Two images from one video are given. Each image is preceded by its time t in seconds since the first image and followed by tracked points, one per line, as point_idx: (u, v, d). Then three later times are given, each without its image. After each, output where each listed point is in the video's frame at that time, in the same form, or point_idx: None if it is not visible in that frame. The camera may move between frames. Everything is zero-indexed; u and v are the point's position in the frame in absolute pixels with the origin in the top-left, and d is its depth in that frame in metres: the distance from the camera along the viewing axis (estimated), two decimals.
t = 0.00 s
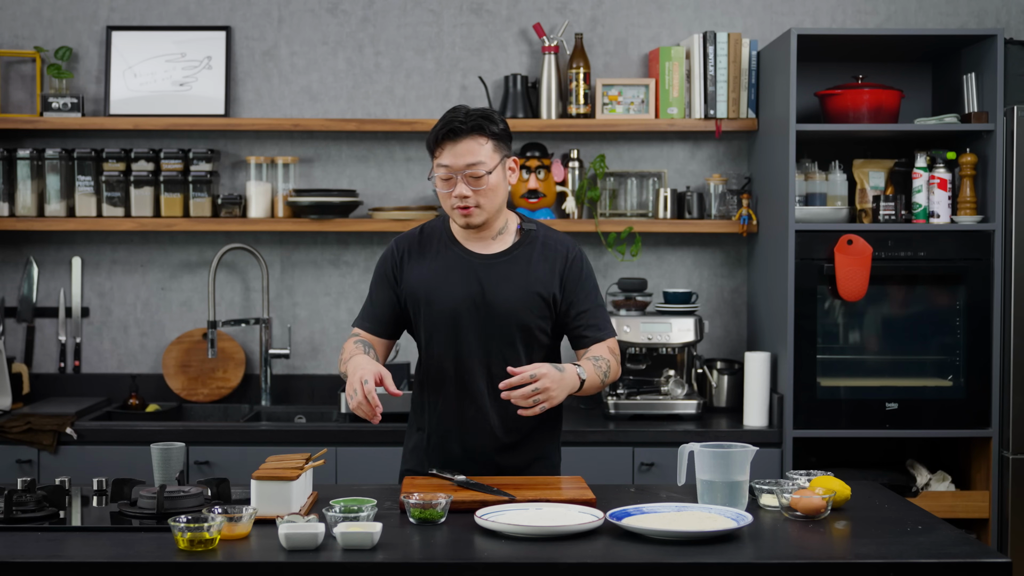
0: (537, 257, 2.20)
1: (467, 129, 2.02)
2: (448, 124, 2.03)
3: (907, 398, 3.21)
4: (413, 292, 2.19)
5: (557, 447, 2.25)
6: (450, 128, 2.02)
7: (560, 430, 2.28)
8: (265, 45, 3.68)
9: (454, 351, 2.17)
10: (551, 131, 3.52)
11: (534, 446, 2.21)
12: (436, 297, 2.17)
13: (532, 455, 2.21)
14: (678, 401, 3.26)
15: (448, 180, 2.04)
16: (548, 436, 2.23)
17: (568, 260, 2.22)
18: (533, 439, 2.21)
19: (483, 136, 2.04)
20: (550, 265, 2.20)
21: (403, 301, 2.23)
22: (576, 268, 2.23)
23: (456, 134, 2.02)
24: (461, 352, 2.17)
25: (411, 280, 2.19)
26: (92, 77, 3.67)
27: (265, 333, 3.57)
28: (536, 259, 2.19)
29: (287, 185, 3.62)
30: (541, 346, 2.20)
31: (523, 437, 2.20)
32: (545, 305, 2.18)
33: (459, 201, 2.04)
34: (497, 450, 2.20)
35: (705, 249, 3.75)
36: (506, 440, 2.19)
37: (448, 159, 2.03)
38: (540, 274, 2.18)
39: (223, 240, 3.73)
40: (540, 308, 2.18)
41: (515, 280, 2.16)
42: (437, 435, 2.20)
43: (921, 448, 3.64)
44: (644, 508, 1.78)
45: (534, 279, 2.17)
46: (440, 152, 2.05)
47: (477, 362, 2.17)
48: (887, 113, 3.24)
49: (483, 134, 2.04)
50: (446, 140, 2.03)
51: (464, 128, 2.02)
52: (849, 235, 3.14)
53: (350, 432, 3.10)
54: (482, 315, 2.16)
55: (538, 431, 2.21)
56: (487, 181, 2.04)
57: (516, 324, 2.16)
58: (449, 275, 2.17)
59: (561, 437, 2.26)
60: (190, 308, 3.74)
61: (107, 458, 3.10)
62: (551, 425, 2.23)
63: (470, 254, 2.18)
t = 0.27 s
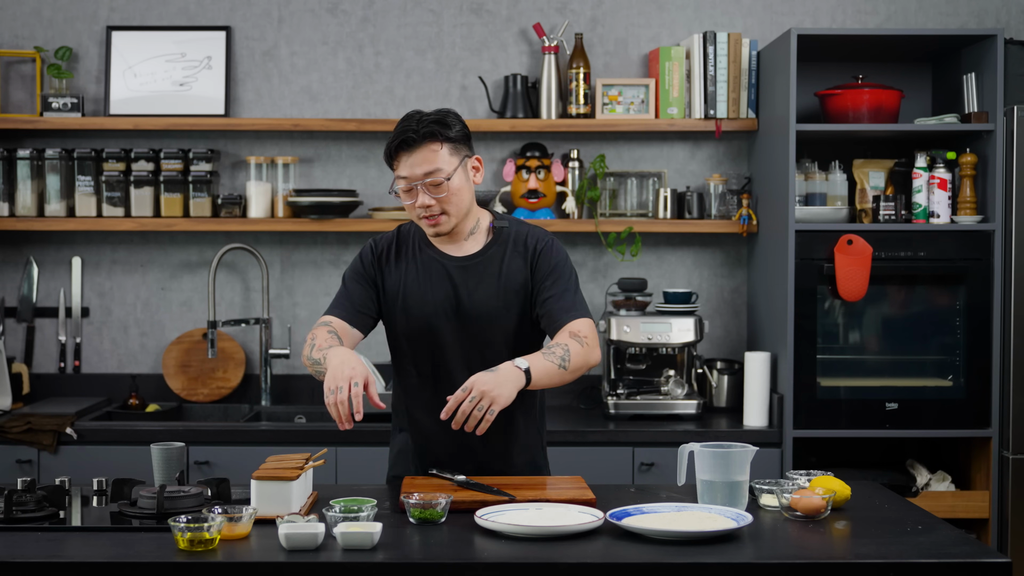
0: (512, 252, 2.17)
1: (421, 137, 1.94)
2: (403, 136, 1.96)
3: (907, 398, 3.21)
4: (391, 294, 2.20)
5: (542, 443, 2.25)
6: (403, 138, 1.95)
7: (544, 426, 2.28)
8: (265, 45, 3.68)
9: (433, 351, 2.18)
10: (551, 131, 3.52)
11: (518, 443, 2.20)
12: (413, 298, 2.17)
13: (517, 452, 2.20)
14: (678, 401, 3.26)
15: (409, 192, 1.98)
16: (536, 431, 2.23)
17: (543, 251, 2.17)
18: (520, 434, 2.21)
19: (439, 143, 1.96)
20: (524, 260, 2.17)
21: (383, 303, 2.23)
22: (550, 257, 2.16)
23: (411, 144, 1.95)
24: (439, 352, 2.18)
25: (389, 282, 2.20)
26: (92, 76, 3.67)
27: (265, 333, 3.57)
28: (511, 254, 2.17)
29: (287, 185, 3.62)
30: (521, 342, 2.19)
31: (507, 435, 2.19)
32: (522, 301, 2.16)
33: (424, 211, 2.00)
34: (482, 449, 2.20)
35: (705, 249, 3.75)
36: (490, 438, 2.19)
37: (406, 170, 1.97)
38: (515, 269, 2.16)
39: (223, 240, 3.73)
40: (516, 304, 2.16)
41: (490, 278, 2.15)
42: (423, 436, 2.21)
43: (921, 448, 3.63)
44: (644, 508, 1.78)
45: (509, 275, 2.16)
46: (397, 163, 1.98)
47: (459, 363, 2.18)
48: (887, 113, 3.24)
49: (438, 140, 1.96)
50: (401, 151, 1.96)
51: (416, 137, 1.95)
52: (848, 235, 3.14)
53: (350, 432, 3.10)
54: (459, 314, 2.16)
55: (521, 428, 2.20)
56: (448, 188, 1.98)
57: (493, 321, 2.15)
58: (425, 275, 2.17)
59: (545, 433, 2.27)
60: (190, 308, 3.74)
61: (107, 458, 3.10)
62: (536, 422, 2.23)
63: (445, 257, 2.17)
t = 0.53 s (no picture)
0: (544, 243, 2.20)
1: (496, 109, 2.09)
2: (470, 108, 2.09)
3: (907, 398, 3.21)
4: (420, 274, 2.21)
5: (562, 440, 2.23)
6: (481, 105, 2.08)
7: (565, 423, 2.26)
8: (265, 45, 3.68)
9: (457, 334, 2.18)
10: (551, 131, 3.52)
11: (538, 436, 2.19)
12: (441, 280, 2.18)
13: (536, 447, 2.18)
14: (678, 401, 3.26)
15: (470, 154, 2.07)
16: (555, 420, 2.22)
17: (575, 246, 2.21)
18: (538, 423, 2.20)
19: (508, 120, 2.10)
20: (555, 250, 2.20)
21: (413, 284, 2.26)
22: (580, 253, 2.20)
23: (485, 115, 2.08)
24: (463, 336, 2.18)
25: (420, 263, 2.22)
26: (92, 76, 3.67)
27: (266, 333, 3.57)
28: (542, 243, 2.20)
29: (286, 185, 3.62)
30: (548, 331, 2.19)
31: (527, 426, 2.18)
32: (551, 288, 2.17)
33: (478, 175, 2.08)
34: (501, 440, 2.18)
35: (705, 249, 3.75)
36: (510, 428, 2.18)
37: (474, 133, 2.07)
38: (545, 257, 2.18)
39: (223, 240, 3.73)
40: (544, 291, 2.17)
41: (519, 263, 2.17)
42: (441, 419, 2.21)
43: (921, 448, 3.63)
44: (644, 508, 1.78)
45: (537, 262, 2.17)
46: (467, 127, 2.09)
47: (477, 345, 2.17)
48: (886, 113, 3.24)
49: (511, 118, 2.10)
50: (475, 117, 2.08)
51: (491, 108, 2.08)
52: (848, 235, 3.14)
53: (350, 432, 3.10)
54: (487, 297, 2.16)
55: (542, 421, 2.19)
56: (510, 163, 2.08)
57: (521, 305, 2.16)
58: (455, 257, 2.19)
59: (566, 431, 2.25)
60: (190, 308, 3.74)
61: (107, 457, 3.10)
62: (556, 416, 2.22)
63: (477, 238, 2.20)
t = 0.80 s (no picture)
0: (530, 246, 2.19)
1: (514, 111, 2.08)
2: (485, 105, 2.08)
3: (907, 398, 3.21)
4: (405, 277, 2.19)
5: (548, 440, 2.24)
6: (497, 104, 2.07)
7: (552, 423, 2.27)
8: (265, 45, 3.68)
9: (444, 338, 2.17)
10: (551, 131, 3.52)
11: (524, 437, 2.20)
12: (427, 283, 2.17)
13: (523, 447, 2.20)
14: (679, 401, 3.26)
15: (479, 150, 2.06)
16: (542, 421, 2.22)
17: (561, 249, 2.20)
18: (525, 424, 2.20)
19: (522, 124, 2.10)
20: (542, 253, 2.18)
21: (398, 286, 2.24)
22: (566, 255, 2.20)
23: (499, 114, 2.07)
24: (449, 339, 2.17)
25: (405, 265, 2.20)
26: (92, 77, 3.67)
27: (266, 333, 3.57)
28: (528, 246, 2.18)
29: (287, 185, 3.62)
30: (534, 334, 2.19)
31: (513, 428, 2.19)
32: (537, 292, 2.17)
33: (482, 172, 2.08)
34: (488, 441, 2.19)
35: (705, 249, 3.75)
36: (496, 430, 2.18)
37: (487, 131, 2.06)
38: (531, 260, 2.17)
39: (223, 240, 3.73)
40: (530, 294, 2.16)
41: (505, 267, 2.16)
42: (428, 420, 2.21)
43: (921, 448, 3.63)
44: (644, 508, 1.78)
45: (524, 265, 2.16)
46: (479, 123, 2.07)
47: (465, 348, 2.17)
48: (887, 113, 3.24)
49: (524, 124, 2.10)
50: (489, 114, 2.07)
51: (509, 109, 2.07)
52: (848, 235, 3.14)
53: (350, 432, 3.10)
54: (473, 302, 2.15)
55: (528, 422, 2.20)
56: (515, 166, 2.09)
57: (508, 308, 2.15)
58: (441, 260, 2.18)
59: (553, 430, 2.26)
60: (190, 308, 3.74)
61: (107, 457, 3.10)
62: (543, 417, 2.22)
63: (465, 241, 2.19)
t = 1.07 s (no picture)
0: (526, 247, 2.19)
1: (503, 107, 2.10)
2: (474, 103, 2.09)
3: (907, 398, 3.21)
4: (401, 276, 2.19)
5: (540, 441, 2.25)
6: (486, 101, 2.08)
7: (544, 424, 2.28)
8: (265, 45, 3.68)
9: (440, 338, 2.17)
10: (551, 131, 3.52)
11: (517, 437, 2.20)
12: (423, 283, 2.17)
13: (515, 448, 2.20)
14: (679, 401, 3.26)
15: (474, 148, 2.07)
16: (534, 421, 2.23)
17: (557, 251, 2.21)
18: (520, 426, 2.21)
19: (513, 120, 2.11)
20: (538, 254, 2.19)
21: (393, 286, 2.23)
22: (562, 258, 2.21)
23: (490, 111, 2.08)
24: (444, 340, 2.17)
25: (401, 265, 2.20)
26: (92, 77, 3.67)
27: (266, 333, 3.57)
28: (525, 247, 2.19)
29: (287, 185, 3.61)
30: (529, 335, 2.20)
31: (507, 429, 2.20)
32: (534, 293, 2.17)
33: (479, 169, 2.07)
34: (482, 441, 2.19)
35: (705, 249, 3.75)
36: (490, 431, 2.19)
37: (480, 128, 2.07)
38: (528, 261, 2.17)
39: (223, 240, 3.72)
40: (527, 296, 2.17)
41: (502, 268, 2.16)
42: (422, 422, 2.20)
43: (921, 448, 3.63)
44: (644, 508, 1.78)
45: (520, 266, 2.17)
46: (471, 122, 2.08)
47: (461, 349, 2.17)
48: (887, 113, 3.24)
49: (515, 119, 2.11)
50: (480, 112, 2.08)
51: (500, 106, 2.08)
52: (848, 235, 3.14)
53: (350, 432, 3.10)
54: (470, 302, 2.15)
55: (521, 423, 2.21)
56: (511, 160, 2.09)
57: (504, 310, 2.16)
58: (438, 260, 2.17)
59: (544, 431, 2.26)
60: (190, 308, 3.74)
61: (107, 457, 3.10)
62: (534, 418, 2.23)
63: (462, 241, 2.19)
